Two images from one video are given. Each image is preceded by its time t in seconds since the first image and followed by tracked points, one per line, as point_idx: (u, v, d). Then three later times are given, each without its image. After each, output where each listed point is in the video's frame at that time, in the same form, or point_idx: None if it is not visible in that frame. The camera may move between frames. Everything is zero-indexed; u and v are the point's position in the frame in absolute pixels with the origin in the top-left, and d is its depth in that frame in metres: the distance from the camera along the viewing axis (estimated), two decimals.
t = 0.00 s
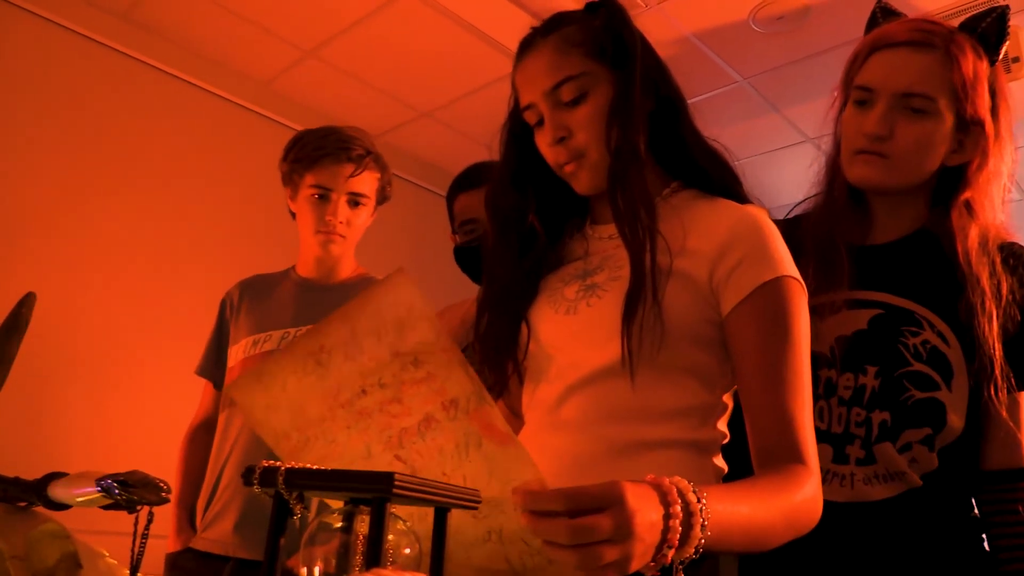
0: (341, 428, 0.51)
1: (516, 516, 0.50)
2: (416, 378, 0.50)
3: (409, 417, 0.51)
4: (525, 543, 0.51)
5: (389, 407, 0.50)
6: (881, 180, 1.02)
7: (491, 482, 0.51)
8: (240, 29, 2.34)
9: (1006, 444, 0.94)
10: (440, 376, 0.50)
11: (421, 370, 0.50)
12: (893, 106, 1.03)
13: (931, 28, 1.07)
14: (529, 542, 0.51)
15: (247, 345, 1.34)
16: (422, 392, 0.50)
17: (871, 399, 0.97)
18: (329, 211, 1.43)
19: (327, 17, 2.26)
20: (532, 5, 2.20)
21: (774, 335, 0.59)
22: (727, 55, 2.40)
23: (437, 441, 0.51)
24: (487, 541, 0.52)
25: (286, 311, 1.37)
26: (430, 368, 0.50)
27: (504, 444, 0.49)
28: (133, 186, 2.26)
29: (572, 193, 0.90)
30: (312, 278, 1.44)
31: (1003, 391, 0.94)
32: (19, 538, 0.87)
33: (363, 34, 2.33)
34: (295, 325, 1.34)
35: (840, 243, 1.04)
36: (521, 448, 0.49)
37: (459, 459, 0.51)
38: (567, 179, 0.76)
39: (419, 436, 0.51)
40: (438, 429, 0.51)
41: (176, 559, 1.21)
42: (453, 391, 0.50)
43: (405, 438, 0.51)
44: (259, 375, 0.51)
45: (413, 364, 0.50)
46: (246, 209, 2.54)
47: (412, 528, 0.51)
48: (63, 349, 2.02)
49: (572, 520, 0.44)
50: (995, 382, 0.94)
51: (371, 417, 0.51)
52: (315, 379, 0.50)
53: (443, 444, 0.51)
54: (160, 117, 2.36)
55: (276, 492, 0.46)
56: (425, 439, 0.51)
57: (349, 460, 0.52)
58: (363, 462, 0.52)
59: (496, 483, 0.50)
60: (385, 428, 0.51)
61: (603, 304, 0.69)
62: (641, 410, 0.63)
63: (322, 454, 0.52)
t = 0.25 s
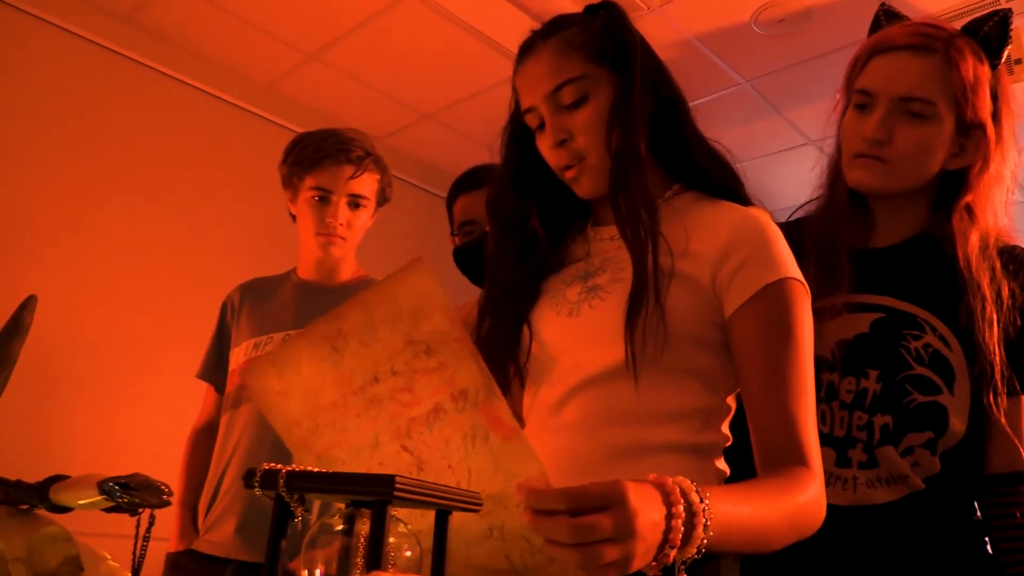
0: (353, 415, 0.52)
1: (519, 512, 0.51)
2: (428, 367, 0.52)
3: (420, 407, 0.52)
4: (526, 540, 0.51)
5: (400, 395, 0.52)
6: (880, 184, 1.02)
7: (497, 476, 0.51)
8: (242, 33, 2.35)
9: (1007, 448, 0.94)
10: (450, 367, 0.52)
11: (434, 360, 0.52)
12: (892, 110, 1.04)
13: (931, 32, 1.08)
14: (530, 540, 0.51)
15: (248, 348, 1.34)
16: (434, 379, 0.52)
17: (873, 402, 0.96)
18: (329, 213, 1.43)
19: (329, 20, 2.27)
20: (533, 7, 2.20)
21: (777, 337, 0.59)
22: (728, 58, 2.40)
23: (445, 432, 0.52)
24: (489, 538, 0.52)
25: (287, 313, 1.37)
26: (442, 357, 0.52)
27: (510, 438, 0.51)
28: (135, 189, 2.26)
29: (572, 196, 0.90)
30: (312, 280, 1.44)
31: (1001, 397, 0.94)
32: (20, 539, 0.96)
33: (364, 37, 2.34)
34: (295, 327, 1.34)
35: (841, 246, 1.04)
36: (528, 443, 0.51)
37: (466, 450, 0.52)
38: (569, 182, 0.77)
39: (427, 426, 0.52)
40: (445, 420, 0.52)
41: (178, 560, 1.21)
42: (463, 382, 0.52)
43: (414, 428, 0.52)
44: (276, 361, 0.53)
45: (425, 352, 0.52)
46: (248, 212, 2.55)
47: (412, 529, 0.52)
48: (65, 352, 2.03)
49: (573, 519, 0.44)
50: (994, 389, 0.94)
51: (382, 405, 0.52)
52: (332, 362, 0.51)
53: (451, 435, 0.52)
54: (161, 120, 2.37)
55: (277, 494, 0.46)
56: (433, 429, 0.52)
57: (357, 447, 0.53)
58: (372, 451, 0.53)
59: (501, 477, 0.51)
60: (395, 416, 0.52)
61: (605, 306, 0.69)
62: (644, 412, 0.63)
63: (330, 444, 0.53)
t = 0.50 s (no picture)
0: (355, 415, 0.52)
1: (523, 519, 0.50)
2: (434, 370, 0.51)
3: (423, 410, 0.51)
4: (529, 548, 0.50)
5: (405, 397, 0.51)
6: (881, 189, 1.02)
7: (502, 480, 0.50)
8: (245, 37, 2.36)
9: (1007, 451, 0.94)
10: (458, 370, 0.51)
11: (441, 362, 0.51)
12: (895, 115, 1.04)
13: (934, 36, 1.08)
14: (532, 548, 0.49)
15: (250, 352, 1.34)
16: (439, 383, 0.51)
17: (876, 406, 0.96)
18: (329, 216, 1.44)
19: (332, 24, 2.27)
20: (535, 10, 2.20)
21: (783, 339, 0.59)
22: (731, 60, 2.40)
23: (449, 435, 0.51)
24: (489, 543, 0.52)
25: (288, 317, 1.37)
26: (449, 360, 0.51)
27: (516, 443, 0.49)
28: (139, 193, 2.27)
29: (573, 198, 0.90)
30: (313, 283, 1.43)
31: (1002, 402, 0.93)
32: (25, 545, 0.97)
33: (367, 40, 2.34)
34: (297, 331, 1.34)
35: (844, 250, 1.04)
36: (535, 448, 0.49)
37: (471, 453, 0.51)
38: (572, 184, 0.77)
39: (432, 429, 0.51)
40: (452, 424, 0.51)
41: (180, 564, 1.21)
42: (472, 385, 0.51)
43: (418, 431, 0.52)
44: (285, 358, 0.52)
45: (433, 354, 0.51)
46: (251, 216, 2.55)
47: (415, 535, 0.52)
48: (68, 355, 2.03)
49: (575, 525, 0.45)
50: (996, 393, 0.93)
51: (386, 407, 0.51)
52: (336, 363, 0.51)
53: (455, 439, 0.51)
54: (165, 124, 2.37)
55: (279, 499, 0.46)
56: (437, 432, 0.51)
57: (361, 448, 0.52)
58: (375, 452, 0.52)
59: (506, 483, 0.50)
60: (399, 418, 0.51)
61: (609, 309, 0.69)
62: (648, 415, 0.63)
63: (335, 442, 0.53)
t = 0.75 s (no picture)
0: (379, 421, 0.52)
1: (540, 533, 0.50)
2: (462, 377, 0.51)
3: (449, 416, 0.52)
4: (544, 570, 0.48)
5: (431, 404, 0.51)
6: (884, 193, 1.02)
7: (521, 492, 0.50)
8: (249, 39, 2.36)
9: (1011, 455, 0.94)
10: (485, 378, 0.51)
11: (468, 370, 0.51)
12: (898, 118, 1.04)
13: (937, 40, 1.09)
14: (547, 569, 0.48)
15: (253, 354, 1.34)
16: (466, 391, 0.51)
17: (880, 409, 0.96)
18: (332, 215, 1.44)
19: (334, 26, 2.28)
20: (538, 11, 2.21)
21: (790, 336, 0.58)
22: (734, 61, 2.40)
23: (472, 444, 0.51)
24: (505, 559, 0.51)
25: (290, 319, 1.37)
26: (477, 368, 0.51)
27: (538, 455, 0.49)
28: (143, 195, 2.28)
29: (576, 198, 0.90)
30: (315, 284, 1.43)
31: (1006, 406, 0.93)
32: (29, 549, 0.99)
33: (369, 42, 2.34)
34: (299, 333, 1.34)
35: (847, 252, 1.04)
36: (556, 462, 0.50)
37: (492, 464, 0.51)
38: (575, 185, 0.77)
39: (455, 437, 0.51)
40: (474, 432, 0.51)
41: (184, 565, 1.22)
42: (496, 394, 0.51)
43: (440, 438, 0.52)
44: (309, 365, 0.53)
45: (461, 362, 0.51)
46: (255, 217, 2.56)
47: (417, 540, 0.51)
48: (73, 358, 2.04)
49: (582, 535, 0.47)
50: (1000, 398, 0.93)
51: (411, 414, 0.52)
52: (365, 365, 0.52)
53: (477, 449, 0.51)
54: (169, 126, 2.38)
55: (281, 502, 0.46)
56: (459, 440, 0.51)
57: (381, 455, 0.53)
58: (396, 459, 0.52)
59: (522, 493, 0.50)
60: (423, 426, 0.52)
61: (613, 309, 0.69)
62: (652, 416, 0.63)
63: (357, 448, 0.53)
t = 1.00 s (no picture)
0: (401, 423, 0.53)
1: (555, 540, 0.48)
2: (479, 379, 0.51)
3: (465, 420, 0.51)
4: None
5: (448, 407, 0.52)
6: (889, 193, 1.02)
7: (533, 493, 0.49)
8: (252, 41, 2.37)
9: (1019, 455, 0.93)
10: (500, 381, 0.51)
11: (485, 373, 0.51)
12: (902, 118, 1.04)
13: (940, 39, 1.08)
14: None
15: (257, 355, 1.34)
16: (481, 394, 0.51)
17: (886, 410, 0.96)
18: (335, 217, 1.45)
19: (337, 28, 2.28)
20: (541, 12, 2.21)
21: (791, 332, 0.58)
22: (738, 61, 2.40)
23: (487, 447, 0.51)
24: (517, 565, 0.50)
25: (294, 319, 1.37)
26: (494, 370, 0.51)
27: (549, 460, 0.49)
28: (148, 197, 2.29)
29: (577, 198, 0.90)
30: (318, 285, 1.44)
31: (1013, 406, 0.93)
32: (34, 548, 0.95)
33: (373, 44, 2.35)
34: (304, 334, 1.34)
35: (852, 253, 1.03)
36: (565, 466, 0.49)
37: (505, 468, 0.50)
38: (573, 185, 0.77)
39: (471, 440, 0.51)
40: (489, 435, 0.51)
41: (188, 565, 1.23)
42: (511, 399, 0.50)
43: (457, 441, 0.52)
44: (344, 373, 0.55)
45: (478, 365, 0.51)
46: (258, 219, 2.56)
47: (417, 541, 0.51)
48: (78, 360, 2.05)
49: (595, 540, 0.44)
50: (1006, 397, 0.93)
51: (431, 416, 0.52)
52: (389, 369, 0.53)
53: (492, 452, 0.51)
54: (173, 128, 2.39)
55: (281, 502, 0.46)
56: (475, 443, 0.51)
57: (402, 457, 0.53)
58: (417, 461, 0.53)
59: (535, 497, 0.49)
60: (441, 429, 0.52)
61: (612, 309, 0.69)
62: (653, 415, 0.63)
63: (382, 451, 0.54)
